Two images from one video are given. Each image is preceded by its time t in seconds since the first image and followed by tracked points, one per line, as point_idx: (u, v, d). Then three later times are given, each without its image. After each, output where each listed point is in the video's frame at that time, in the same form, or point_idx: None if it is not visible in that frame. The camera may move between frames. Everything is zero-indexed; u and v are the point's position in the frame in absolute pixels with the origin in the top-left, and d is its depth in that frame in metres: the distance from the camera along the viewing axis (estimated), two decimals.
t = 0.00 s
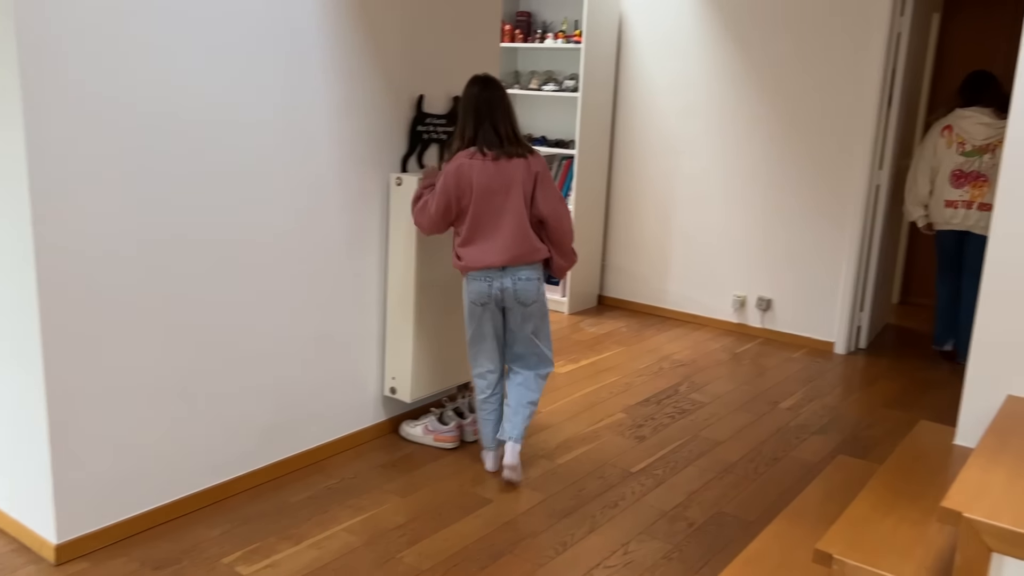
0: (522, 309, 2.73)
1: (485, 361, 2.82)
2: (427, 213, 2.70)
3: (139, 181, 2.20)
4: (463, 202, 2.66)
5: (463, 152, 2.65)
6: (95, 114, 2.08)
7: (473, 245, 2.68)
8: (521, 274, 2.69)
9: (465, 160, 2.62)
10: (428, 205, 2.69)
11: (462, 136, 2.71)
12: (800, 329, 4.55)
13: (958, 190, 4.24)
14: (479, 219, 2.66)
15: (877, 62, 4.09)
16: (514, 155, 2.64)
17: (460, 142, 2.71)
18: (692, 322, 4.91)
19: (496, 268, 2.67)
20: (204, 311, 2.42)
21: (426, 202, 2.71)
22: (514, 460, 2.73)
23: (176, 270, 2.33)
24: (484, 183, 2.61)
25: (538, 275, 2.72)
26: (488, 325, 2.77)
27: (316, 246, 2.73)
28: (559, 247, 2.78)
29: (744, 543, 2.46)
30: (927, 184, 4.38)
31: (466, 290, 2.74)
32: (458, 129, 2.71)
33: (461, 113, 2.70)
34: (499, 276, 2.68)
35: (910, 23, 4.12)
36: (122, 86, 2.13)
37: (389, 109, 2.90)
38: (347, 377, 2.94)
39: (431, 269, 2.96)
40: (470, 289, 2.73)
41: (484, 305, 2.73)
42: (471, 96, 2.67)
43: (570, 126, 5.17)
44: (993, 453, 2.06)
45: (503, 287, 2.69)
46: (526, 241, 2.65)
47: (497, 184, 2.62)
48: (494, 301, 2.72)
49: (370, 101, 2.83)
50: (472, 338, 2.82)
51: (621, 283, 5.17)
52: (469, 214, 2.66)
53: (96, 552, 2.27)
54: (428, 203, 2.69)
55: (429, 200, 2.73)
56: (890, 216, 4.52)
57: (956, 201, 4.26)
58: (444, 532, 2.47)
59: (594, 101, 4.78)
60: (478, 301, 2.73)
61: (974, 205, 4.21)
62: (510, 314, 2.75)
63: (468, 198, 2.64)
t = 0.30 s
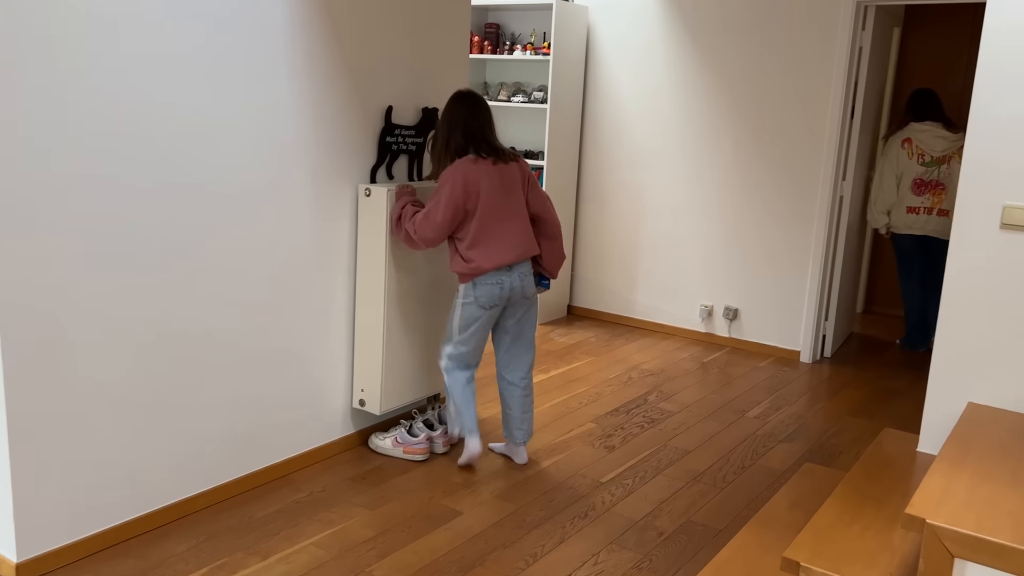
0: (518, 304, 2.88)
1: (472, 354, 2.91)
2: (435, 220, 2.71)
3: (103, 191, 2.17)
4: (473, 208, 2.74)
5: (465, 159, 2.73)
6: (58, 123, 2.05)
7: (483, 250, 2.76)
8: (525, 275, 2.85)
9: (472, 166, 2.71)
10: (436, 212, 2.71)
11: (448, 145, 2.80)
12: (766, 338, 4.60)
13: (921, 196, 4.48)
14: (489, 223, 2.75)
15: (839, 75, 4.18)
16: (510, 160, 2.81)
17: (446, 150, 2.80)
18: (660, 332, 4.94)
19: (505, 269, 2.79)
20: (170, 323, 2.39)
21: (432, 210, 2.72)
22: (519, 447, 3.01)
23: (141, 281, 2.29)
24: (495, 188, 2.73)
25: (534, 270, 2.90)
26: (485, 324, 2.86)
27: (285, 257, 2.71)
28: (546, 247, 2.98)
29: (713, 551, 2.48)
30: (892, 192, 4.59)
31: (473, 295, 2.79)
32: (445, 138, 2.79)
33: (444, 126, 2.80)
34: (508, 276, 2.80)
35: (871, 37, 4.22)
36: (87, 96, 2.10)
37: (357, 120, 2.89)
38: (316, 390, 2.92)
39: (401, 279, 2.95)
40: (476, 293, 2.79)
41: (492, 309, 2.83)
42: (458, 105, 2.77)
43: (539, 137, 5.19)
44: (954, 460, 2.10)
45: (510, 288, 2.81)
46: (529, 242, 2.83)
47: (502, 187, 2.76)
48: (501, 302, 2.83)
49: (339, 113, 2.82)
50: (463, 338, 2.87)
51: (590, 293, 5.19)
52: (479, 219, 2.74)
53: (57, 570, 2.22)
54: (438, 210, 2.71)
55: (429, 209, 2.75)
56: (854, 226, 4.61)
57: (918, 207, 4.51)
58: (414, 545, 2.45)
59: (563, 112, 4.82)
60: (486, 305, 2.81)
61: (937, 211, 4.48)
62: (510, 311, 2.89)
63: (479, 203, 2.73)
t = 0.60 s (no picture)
0: (508, 301, 2.98)
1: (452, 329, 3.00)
2: (440, 219, 2.75)
3: (80, 197, 2.15)
4: (475, 206, 2.81)
5: (465, 160, 2.79)
6: (34, 128, 2.03)
7: (486, 247, 2.84)
8: (519, 271, 2.98)
9: (473, 167, 2.78)
10: (440, 212, 2.75)
11: (442, 147, 2.84)
12: (746, 344, 4.63)
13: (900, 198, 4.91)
14: (489, 221, 2.83)
15: (817, 82, 4.22)
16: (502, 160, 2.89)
17: (440, 152, 2.84)
18: (641, 338, 4.97)
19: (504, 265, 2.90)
20: (148, 330, 2.37)
21: (435, 210, 2.76)
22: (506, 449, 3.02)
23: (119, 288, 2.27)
24: (494, 186, 2.83)
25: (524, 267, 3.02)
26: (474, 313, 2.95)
27: (265, 264, 2.69)
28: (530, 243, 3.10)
29: (694, 556, 2.49)
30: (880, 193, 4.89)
31: (472, 290, 2.87)
32: (439, 140, 2.83)
33: (437, 132, 2.84)
34: (508, 273, 2.91)
35: (847, 45, 4.27)
36: (64, 101, 2.08)
37: (338, 127, 2.88)
38: (296, 397, 2.90)
39: (382, 286, 2.95)
40: (476, 288, 2.88)
41: (488, 302, 2.92)
42: (451, 108, 2.82)
43: (519, 143, 5.20)
44: (930, 463, 2.13)
45: (506, 284, 2.92)
46: (523, 238, 2.95)
47: (501, 187, 2.86)
48: (497, 297, 2.93)
49: (319, 119, 2.81)
50: (450, 318, 2.94)
51: (571, 299, 5.21)
52: (481, 217, 2.82)
53: None
54: (443, 209, 2.75)
55: (429, 207, 2.78)
56: (831, 231, 4.66)
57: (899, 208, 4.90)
58: (396, 552, 2.44)
59: (543, 118, 4.83)
60: (485, 299, 2.90)
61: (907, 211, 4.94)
62: (502, 307, 2.99)
63: (481, 202, 2.81)
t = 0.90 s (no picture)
0: (501, 302, 3.01)
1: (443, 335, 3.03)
2: (440, 218, 2.76)
3: (66, 200, 2.13)
4: (475, 206, 2.83)
5: (466, 161, 2.80)
6: (20, 132, 2.02)
7: (485, 246, 2.86)
8: (510, 270, 3.01)
9: (474, 168, 2.79)
10: (440, 210, 2.76)
11: (440, 146, 2.82)
12: (734, 348, 4.65)
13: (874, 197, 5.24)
14: (489, 222, 2.85)
15: (804, 87, 4.25)
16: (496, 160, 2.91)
17: (439, 152, 2.82)
18: (629, 342, 4.98)
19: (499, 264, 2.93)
20: (135, 335, 2.35)
21: (436, 208, 2.76)
22: (496, 450, 3.04)
23: (105, 292, 2.25)
24: (494, 188, 2.85)
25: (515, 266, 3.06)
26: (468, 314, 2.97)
27: (253, 269, 2.68)
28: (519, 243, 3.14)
29: (683, 560, 2.49)
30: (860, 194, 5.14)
31: (470, 289, 2.89)
32: (438, 139, 2.81)
33: (432, 134, 2.82)
34: (502, 271, 2.95)
35: (834, 51, 4.30)
36: (51, 104, 2.07)
37: (326, 132, 2.88)
38: (284, 403, 2.89)
39: (370, 291, 2.94)
40: (474, 287, 2.90)
41: (482, 303, 2.94)
42: (451, 108, 2.81)
43: (508, 148, 5.21)
44: (918, 466, 2.14)
45: (502, 283, 2.96)
46: (517, 238, 2.99)
47: (500, 188, 2.88)
48: (489, 298, 2.95)
49: (307, 124, 2.80)
50: (444, 321, 2.97)
51: (559, 303, 5.21)
52: (481, 217, 2.84)
53: None
54: (444, 208, 2.76)
55: (430, 206, 2.78)
56: (819, 236, 4.68)
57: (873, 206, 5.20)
58: (384, 558, 2.43)
59: (531, 123, 4.83)
60: (479, 299, 2.92)
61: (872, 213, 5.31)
62: (492, 308, 3.01)
63: (481, 202, 2.83)
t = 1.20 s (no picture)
0: (490, 303, 3.02)
1: (435, 343, 3.02)
2: (439, 219, 2.78)
3: (59, 203, 2.12)
4: (470, 207, 2.85)
5: (462, 162, 2.81)
6: (13, 136, 2.01)
7: (479, 247, 2.88)
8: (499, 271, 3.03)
9: (468, 169, 2.81)
10: (439, 212, 2.77)
11: (436, 149, 2.83)
12: (727, 351, 4.66)
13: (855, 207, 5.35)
14: (482, 223, 2.87)
15: (796, 92, 4.26)
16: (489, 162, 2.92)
17: (435, 155, 2.83)
18: (623, 345, 4.98)
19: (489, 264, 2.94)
20: (128, 339, 2.34)
21: (433, 209, 2.77)
22: (489, 451, 3.05)
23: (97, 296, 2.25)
24: (487, 190, 2.86)
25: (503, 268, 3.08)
26: (460, 316, 2.96)
27: (246, 273, 2.68)
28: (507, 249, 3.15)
29: (677, 564, 2.49)
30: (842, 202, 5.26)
31: (460, 289, 2.89)
32: (434, 142, 2.82)
33: (427, 135, 2.83)
34: (492, 272, 2.95)
35: (826, 56, 4.32)
36: (45, 107, 2.07)
37: (320, 136, 2.87)
38: (278, 407, 2.88)
39: (364, 295, 2.93)
40: (464, 287, 2.90)
41: (473, 304, 2.95)
42: (446, 110, 2.82)
43: (502, 152, 5.21)
44: (910, 470, 2.15)
45: (491, 284, 2.97)
46: (507, 242, 3.01)
47: (494, 191, 2.90)
48: (478, 299, 2.96)
49: (301, 128, 2.80)
50: (436, 325, 2.96)
51: (553, 306, 5.21)
52: (475, 218, 2.86)
53: None
54: (442, 209, 2.77)
55: (426, 207, 2.79)
56: (811, 240, 4.70)
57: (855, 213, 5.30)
58: (378, 563, 2.43)
59: (525, 126, 4.84)
60: (469, 300, 2.93)
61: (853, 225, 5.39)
62: (481, 309, 3.02)
63: (476, 203, 2.85)
